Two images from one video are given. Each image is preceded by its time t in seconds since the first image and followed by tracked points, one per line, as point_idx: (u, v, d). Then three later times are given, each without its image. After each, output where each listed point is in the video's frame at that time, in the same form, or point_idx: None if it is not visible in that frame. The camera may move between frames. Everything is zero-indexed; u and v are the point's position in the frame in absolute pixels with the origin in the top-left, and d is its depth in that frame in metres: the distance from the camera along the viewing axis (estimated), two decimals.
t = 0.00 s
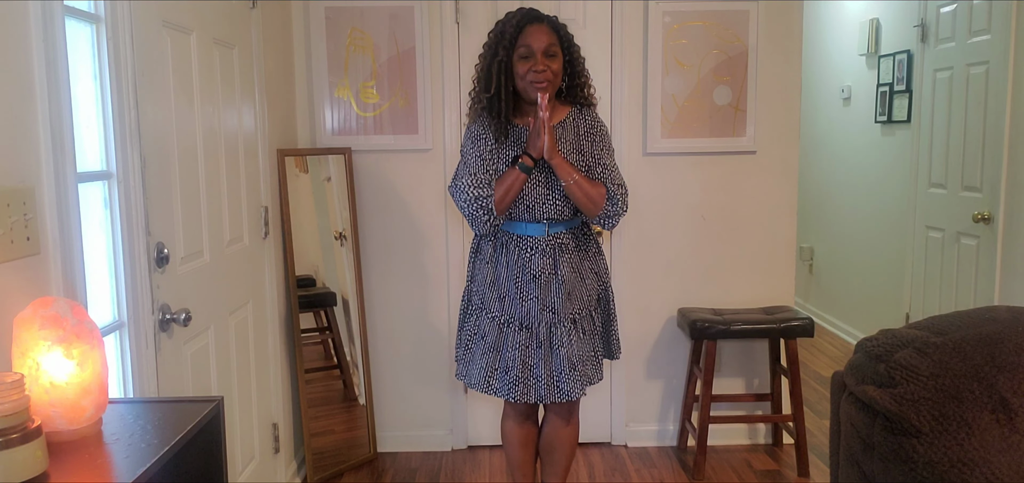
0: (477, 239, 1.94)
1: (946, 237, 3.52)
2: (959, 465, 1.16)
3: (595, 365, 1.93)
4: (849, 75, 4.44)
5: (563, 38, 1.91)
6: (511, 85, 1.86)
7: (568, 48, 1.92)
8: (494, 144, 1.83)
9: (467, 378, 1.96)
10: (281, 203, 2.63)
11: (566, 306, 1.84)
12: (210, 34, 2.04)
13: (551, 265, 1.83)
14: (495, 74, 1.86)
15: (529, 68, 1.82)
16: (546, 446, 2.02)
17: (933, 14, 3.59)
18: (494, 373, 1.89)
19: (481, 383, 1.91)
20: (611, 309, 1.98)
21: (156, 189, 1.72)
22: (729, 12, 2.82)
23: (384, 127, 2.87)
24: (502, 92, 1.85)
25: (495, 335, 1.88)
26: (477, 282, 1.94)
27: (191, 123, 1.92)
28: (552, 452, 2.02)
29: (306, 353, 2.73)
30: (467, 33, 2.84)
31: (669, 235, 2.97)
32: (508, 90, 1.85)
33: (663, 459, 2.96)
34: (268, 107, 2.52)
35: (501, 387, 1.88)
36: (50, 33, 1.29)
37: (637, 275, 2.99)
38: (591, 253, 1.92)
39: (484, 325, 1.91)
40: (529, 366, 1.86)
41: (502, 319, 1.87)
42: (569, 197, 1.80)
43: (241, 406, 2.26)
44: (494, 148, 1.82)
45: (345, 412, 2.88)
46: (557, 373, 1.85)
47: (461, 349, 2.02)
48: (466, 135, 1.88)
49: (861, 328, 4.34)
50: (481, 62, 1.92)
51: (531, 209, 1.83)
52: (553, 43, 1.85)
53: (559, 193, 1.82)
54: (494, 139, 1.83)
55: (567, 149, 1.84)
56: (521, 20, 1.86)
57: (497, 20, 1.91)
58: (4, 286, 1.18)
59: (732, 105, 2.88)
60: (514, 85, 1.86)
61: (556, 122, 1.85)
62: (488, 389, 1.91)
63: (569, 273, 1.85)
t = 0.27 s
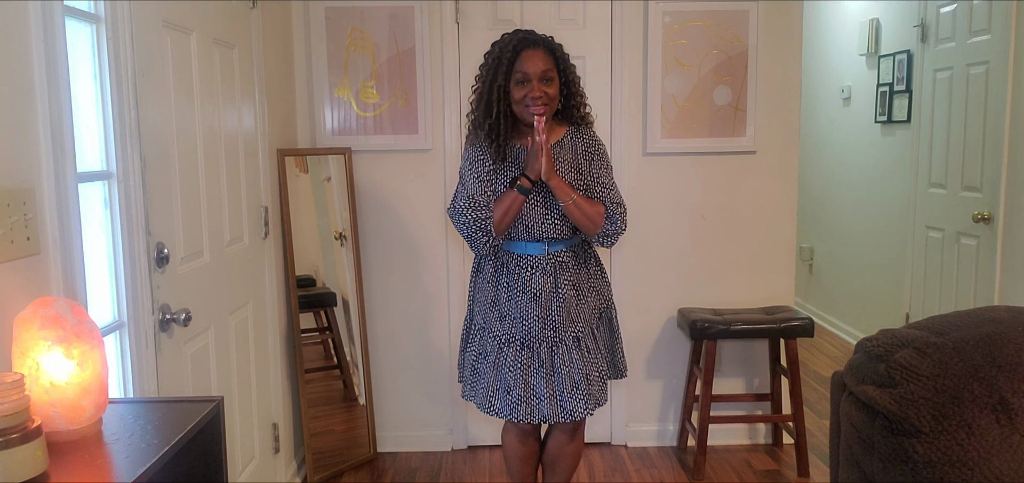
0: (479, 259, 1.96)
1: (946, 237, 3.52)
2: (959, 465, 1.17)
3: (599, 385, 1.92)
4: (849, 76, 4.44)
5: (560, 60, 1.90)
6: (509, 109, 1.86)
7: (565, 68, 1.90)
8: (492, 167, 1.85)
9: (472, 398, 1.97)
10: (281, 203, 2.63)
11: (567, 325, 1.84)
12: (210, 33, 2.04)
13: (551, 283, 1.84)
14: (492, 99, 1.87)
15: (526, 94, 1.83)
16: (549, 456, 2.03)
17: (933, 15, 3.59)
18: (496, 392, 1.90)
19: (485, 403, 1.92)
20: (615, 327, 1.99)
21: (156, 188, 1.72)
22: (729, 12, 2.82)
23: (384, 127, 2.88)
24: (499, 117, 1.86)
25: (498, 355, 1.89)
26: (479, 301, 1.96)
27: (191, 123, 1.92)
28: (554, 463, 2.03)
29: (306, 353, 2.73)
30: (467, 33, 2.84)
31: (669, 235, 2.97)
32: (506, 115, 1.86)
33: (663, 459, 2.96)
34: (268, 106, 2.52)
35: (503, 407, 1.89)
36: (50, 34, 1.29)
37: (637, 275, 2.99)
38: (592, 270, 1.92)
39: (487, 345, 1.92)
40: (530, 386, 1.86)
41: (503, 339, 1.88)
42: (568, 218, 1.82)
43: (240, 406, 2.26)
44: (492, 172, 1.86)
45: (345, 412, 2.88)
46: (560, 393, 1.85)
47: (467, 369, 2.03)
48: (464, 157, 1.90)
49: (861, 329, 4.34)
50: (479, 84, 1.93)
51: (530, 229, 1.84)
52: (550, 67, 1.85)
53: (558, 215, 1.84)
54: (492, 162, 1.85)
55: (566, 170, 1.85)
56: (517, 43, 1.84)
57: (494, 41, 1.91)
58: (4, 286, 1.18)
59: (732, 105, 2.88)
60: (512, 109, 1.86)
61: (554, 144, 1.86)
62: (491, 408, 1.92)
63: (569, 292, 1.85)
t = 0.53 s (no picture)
0: (478, 259, 1.97)
1: (946, 237, 3.52)
2: (959, 464, 1.17)
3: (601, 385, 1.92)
4: (849, 76, 4.44)
5: (558, 62, 1.91)
6: (506, 110, 1.87)
7: (562, 69, 1.91)
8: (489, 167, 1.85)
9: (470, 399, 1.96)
10: (281, 203, 2.63)
11: (567, 324, 1.84)
12: (210, 33, 2.04)
13: (551, 282, 1.85)
14: (490, 101, 1.88)
15: (523, 96, 1.83)
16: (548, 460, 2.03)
17: (933, 15, 3.59)
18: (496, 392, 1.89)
19: (485, 403, 1.91)
20: (614, 328, 1.99)
21: (156, 188, 1.72)
22: (729, 12, 2.82)
23: (384, 127, 2.87)
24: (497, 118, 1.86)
25: (497, 355, 1.88)
26: (478, 302, 1.95)
27: (191, 123, 1.92)
28: (554, 466, 2.04)
29: (306, 353, 2.73)
30: (467, 32, 2.84)
31: (669, 235, 2.97)
32: (504, 116, 1.86)
33: (663, 459, 2.96)
34: (268, 106, 2.52)
35: (503, 408, 1.87)
36: (50, 34, 1.29)
37: (637, 274, 2.99)
38: (592, 269, 1.92)
39: (486, 345, 1.91)
40: (531, 385, 1.86)
41: (502, 339, 1.87)
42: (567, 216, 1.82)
43: (240, 406, 2.26)
44: (490, 172, 1.85)
45: (345, 412, 2.88)
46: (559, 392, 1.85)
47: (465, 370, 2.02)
48: (461, 157, 1.90)
49: (861, 328, 4.34)
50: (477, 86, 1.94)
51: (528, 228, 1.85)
52: (547, 69, 1.86)
53: (556, 213, 1.84)
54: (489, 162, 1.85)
55: (565, 169, 1.85)
56: (514, 45, 1.85)
57: (491, 43, 1.91)
58: (4, 286, 1.18)
59: (732, 105, 2.88)
60: (510, 110, 1.87)
61: (552, 143, 1.86)
62: (490, 409, 1.91)
63: (569, 290, 1.86)
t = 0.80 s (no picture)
0: (478, 251, 1.97)
1: (946, 237, 3.52)
2: (959, 464, 1.17)
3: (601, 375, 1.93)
4: (849, 76, 4.44)
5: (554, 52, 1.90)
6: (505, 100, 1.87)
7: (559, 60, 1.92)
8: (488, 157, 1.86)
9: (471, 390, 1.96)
10: (281, 203, 2.63)
11: (568, 313, 1.85)
12: (211, 33, 2.04)
13: (550, 271, 1.85)
14: (488, 91, 1.87)
15: (521, 84, 1.83)
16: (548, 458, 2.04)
17: (933, 15, 3.59)
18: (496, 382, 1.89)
19: (485, 394, 1.90)
20: (615, 321, 1.97)
21: (156, 188, 1.72)
22: (729, 12, 2.82)
23: (384, 127, 2.87)
24: (495, 108, 1.86)
25: (497, 345, 1.88)
26: (477, 293, 1.95)
27: (192, 123, 1.92)
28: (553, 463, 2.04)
29: (306, 353, 2.73)
30: (467, 33, 2.84)
31: (669, 235, 2.97)
32: (502, 106, 1.86)
33: (663, 459, 2.96)
34: (268, 107, 2.52)
35: (504, 398, 1.87)
36: (50, 34, 1.29)
37: (637, 275, 2.99)
38: (592, 258, 1.92)
39: (486, 336, 1.91)
40: (532, 373, 1.86)
41: (502, 329, 1.87)
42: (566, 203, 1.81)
43: (241, 406, 2.26)
44: (489, 162, 1.86)
45: (345, 412, 2.88)
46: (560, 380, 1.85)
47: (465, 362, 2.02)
48: (461, 149, 1.91)
49: (861, 328, 4.34)
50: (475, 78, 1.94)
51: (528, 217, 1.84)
52: (544, 58, 1.85)
53: (556, 201, 1.84)
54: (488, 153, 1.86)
55: (563, 157, 1.85)
56: (511, 36, 1.86)
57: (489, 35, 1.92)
58: (4, 286, 1.18)
59: (732, 105, 2.88)
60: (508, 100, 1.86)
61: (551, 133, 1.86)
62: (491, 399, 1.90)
63: (569, 279, 1.85)
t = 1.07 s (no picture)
0: (479, 233, 1.96)
1: (946, 236, 3.52)
2: (959, 465, 1.16)
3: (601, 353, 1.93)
4: (849, 75, 4.44)
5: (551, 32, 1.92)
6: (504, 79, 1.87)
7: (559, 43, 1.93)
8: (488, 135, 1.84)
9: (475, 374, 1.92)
10: (281, 203, 2.63)
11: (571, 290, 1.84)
12: (210, 33, 2.04)
13: (553, 248, 1.84)
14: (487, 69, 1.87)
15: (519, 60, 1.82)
16: (549, 450, 2.02)
17: (933, 14, 3.59)
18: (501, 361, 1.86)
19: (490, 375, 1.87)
20: (617, 305, 1.95)
21: (156, 189, 1.72)
22: (729, 12, 2.82)
23: (384, 127, 2.87)
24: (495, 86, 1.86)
25: (501, 323, 1.86)
26: (479, 274, 1.93)
27: (191, 123, 1.92)
28: (553, 455, 2.02)
29: (306, 353, 2.73)
30: (467, 33, 2.84)
31: (670, 235, 2.97)
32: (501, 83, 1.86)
33: (663, 459, 2.96)
34: (268, 107, 2.52)
35: (511, 377, 1.86)
36: (50, 34, 1.29)
37: (637, 275, 2.99)
38: (593, 237, 1.92)
39: (489, 316, 1.89)
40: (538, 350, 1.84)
41: (506, 307, 1.85)
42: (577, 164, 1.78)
43: (241, 407, 2.26)
44: (489, 139, 1.84)
45: (345, 412, 2.87)
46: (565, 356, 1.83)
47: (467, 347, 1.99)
48: (462, 129, 1.89)
49: (862, 328, 4.34)
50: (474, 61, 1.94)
51: (532, 192, 1.84)
52: (541, 36, 1.86)
53: (558, 176, 1.84)
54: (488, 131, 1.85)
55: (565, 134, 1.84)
56: (509, 17, 1.88)
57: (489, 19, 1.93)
58: (4, 286, 1.18)
59: (732, 105, 2.88)
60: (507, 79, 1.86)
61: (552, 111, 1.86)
62: (496, 381, 1.87)
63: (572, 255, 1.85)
